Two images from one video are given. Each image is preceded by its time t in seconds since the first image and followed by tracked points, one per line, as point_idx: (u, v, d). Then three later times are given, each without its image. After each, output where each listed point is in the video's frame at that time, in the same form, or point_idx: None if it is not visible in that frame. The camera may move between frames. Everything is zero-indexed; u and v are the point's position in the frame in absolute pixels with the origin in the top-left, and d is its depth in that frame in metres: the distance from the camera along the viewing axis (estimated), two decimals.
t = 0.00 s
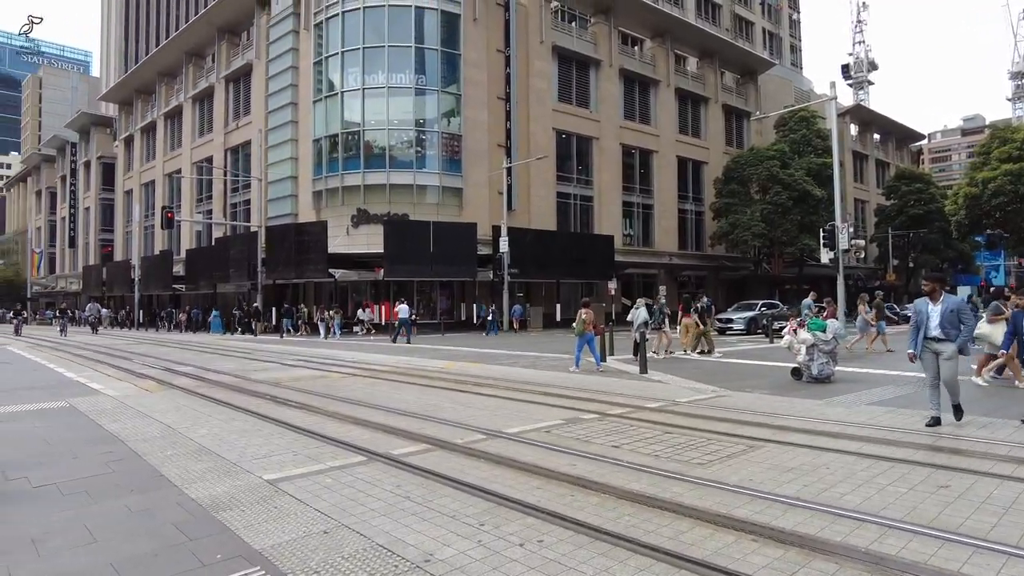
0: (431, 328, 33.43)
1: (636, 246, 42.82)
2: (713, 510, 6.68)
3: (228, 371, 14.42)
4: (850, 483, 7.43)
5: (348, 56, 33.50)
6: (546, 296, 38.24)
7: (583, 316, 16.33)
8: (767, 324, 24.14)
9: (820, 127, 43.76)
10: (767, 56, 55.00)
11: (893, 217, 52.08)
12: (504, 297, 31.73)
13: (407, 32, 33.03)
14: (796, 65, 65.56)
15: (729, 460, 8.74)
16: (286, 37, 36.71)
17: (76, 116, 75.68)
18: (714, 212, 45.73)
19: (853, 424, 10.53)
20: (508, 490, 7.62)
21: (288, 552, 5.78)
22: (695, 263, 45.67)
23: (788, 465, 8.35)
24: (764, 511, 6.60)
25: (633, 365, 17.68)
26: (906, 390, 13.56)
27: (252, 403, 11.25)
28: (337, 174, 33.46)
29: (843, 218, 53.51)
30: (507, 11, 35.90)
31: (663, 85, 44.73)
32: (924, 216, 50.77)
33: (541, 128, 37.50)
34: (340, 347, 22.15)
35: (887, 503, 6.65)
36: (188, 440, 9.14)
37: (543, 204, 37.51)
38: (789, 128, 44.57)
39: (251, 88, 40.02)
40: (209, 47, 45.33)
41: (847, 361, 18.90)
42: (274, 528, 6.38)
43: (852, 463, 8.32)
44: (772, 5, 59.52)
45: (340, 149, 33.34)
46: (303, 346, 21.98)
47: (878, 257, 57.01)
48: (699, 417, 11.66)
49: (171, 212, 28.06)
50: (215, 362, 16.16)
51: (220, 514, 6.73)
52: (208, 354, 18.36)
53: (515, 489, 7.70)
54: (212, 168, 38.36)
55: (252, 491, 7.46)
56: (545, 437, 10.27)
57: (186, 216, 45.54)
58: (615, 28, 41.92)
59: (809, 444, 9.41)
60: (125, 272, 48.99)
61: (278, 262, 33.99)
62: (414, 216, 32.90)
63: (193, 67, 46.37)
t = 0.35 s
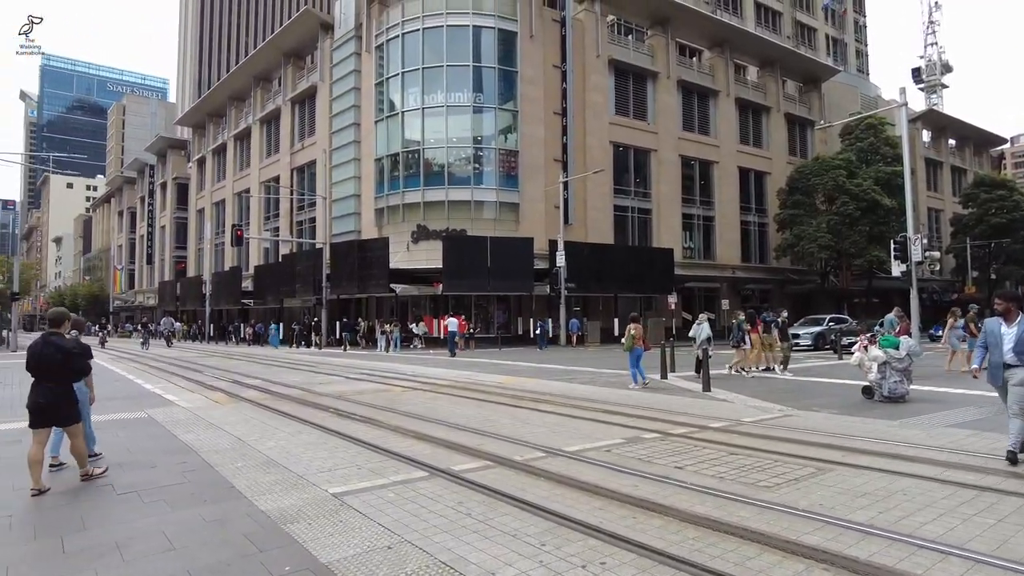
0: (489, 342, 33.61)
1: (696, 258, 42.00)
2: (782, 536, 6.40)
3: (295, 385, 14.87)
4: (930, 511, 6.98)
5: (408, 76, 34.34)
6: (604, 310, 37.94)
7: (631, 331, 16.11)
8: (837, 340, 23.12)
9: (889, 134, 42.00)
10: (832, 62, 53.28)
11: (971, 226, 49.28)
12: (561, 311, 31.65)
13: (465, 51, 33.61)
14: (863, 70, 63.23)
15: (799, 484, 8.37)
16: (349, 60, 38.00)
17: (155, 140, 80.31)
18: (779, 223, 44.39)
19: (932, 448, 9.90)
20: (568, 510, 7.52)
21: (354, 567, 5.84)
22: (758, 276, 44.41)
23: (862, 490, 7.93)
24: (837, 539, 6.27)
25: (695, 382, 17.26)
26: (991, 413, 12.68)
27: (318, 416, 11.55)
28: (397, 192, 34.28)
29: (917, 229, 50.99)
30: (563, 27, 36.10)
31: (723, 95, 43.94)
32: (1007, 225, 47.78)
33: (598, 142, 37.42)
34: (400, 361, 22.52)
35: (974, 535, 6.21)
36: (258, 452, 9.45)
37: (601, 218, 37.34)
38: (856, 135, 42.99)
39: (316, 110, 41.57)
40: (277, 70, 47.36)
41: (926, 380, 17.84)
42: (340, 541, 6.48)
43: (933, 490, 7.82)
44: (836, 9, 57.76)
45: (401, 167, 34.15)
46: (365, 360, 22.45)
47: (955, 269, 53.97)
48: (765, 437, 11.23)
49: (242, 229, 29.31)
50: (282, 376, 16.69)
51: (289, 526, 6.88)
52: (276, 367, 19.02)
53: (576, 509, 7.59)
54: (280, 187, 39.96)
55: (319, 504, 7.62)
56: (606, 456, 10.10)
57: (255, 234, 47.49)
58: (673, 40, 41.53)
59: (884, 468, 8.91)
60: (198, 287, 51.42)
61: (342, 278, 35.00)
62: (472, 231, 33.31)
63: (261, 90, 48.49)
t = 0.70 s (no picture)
0: (544, 356, 33.54)
1: (756, 271, 40.88)
2: (854, 562, 6.08)
3: (354, 398, 15.17)
4: (1019, 541, 6.50)
5: (463, 94, 34.94)
6: (661, 324, 37.33)
7: (684, 346, 15.73)
8: (909, 355, 22.01)
9: (961, 138, 40.00)
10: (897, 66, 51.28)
11: None
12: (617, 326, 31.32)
13: (519, 67, 33.95)
14: (931, 73, 60.56)
15: (871, 507, 7.94)
16: (405, 80, 38.98)
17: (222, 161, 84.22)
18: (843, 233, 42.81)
19: (1019, 472, 9.24)
20: (627, 529, 7.36)
21: None
22: (822, 288, 42.88)
23: (942, 516, 7.46)
24: (914, 568, 5.91)
25: (757, 398, 16.73)
26: None
27: (378, 429, 11.74)
28: (453, 208, 34.83)
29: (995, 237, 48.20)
30: (616, 40, 36.05)
31: (782, 104, 42.88)
32: None
33: (653, 154, 37.08)
34: (457, 374, 22.71)
35: None
36: (320, 464, 9.66)
37: (656, 230, 36.87)
38: (924, 141, 41.16)
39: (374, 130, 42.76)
40: (337, 92, 48.99)
41: (1009, 398, 16.74)
42: (400, 555, 6.53)
43: (1021, 517, 7.28)
44: (902, 11, 55.65)
45: (456, 183, 34.68)
46: (422, 373, 22.75)
47: None
48: (833, 457, 10.74)
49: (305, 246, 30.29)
50: (343, 388, 17.08)
51: (350, 538, 6.99)
52: (337, 379, 19.50)
53: (635, 528, 7.42)
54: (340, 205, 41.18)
55: (378, 517, 7.71)
56: (665, 474, 9.87)
57: (317, 250, 49.01)
58: (728, 49, 40.85)
59: (965, 492, 8.37)
60: (262, 302, 53.37)
61: (400, 292, 35.64)
62: (526, 245, 33.44)
63: (322, 111, 50.24)
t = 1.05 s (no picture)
0: (599, 366, 33.22)
1: (819, 278, 39.43)
2: None
3: (412, 407, 15.37)
4: None
5: (516, 106, 35.18)
6: (721, 334, 36.44)
7: (742, 356, 15.24)
8: (990, 367, 20.72)
9: None
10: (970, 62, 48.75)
11: None
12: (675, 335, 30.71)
13: (571, 76, 33.94)
14: (1008, 67, 57.27)
15: (952, 528, 7.46)
16: (459, 93, 39.60)
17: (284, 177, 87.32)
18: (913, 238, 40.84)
19: None
20: (689, 545, 7.13)
21: None
22: (891, 297, 41.00)
23: None
24: None
25: (824, 411, 16.08)
26: None
27: (436, 439, 11.83)
28: (507, 218, 35.04)
29: None
30: (670, 46, 35.66)
31: (844, 105, 41.40)
32: None
33: (710, 160, 36.37)
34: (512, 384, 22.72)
35: None
36: (380, 472, 9.79)
37: (714, 238, 36.07)
38: (1001, 139, 38.92)
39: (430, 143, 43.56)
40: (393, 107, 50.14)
41: None
42: (459, 565, 6.53)
43: None
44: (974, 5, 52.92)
45: (510, 194, 34.91)
46: (478, 383, 22.88)
47: None
48: (909, 474, 10.15)
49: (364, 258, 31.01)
50: (402, 397, 17.33)
51: (410, 547, 7.03)
52: (395, 388, 19.81)
53: (697, 544, 7.19)
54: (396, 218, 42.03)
55: (437, 527, 7.74)
56: (727, 489, 9.55)
57: (375, 262, 50.10)
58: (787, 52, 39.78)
59: None
60: (322, 312, 54.85)
61: (455, 302, 36.03)
62: (580, 254, 33.28)
63: (379, 127, 51.49)
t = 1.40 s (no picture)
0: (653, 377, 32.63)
1: (883, 286, 37.78)
2: None
3: (465, 417, 15.43)
4: None
5: (566, 116, 35.20)
6: (780, 344, 35.32)
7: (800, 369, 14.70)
8: None
9: None
10: None
11: None
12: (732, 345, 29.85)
13: (621, 85, 33.71)
14: None
15: None
16: (509, 105, 39.91)
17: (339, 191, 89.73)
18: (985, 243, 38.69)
19: None
20: (751, 564, 6.87)
21: None
22: (962, 304, 38.92)
23: None
24: None
25: (891, 425, 15.35)
26: None
27: (489, 450, 11.83)
28: (557, 228, 35.02)
29: None
30: (722, 51, 35.06)
31: (907, 106, 39.74)
32: None
33: (766, 165, 35.49)
34: (566, 395, 22.58)
35: None
36: (434, 482, 9.85)
37: (771, 246, 35.08)
38: None
39: (480, 156, 44.01)
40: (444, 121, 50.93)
41: None
42: None
43: None
44: None
45: (560, 204, 34.89)
46: (531, 394, 22.83)
47: None
48: (988, 494, 9.53)
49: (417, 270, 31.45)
50: (456, 407, 17.44)
51: (465, 559, 7.01)
52: (448, 399, 19.96)
53: (759, 563, 6.92)
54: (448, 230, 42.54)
55: (492, 539, 7.71)
56: (789, 506, 9.18)
57: (427, 273, 50.77)
58: (845, 53, 38.52)
59: None
60: (377, 323, 55.94)
61: (506, 312, 36.12)
62: (632, 264, 32.93)
63: (430, 140, 52.35)
